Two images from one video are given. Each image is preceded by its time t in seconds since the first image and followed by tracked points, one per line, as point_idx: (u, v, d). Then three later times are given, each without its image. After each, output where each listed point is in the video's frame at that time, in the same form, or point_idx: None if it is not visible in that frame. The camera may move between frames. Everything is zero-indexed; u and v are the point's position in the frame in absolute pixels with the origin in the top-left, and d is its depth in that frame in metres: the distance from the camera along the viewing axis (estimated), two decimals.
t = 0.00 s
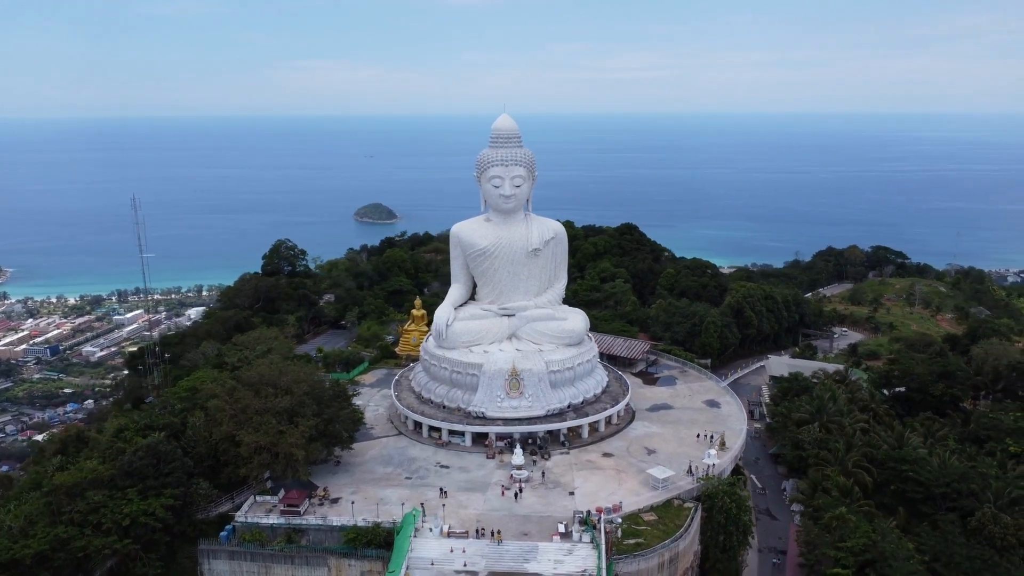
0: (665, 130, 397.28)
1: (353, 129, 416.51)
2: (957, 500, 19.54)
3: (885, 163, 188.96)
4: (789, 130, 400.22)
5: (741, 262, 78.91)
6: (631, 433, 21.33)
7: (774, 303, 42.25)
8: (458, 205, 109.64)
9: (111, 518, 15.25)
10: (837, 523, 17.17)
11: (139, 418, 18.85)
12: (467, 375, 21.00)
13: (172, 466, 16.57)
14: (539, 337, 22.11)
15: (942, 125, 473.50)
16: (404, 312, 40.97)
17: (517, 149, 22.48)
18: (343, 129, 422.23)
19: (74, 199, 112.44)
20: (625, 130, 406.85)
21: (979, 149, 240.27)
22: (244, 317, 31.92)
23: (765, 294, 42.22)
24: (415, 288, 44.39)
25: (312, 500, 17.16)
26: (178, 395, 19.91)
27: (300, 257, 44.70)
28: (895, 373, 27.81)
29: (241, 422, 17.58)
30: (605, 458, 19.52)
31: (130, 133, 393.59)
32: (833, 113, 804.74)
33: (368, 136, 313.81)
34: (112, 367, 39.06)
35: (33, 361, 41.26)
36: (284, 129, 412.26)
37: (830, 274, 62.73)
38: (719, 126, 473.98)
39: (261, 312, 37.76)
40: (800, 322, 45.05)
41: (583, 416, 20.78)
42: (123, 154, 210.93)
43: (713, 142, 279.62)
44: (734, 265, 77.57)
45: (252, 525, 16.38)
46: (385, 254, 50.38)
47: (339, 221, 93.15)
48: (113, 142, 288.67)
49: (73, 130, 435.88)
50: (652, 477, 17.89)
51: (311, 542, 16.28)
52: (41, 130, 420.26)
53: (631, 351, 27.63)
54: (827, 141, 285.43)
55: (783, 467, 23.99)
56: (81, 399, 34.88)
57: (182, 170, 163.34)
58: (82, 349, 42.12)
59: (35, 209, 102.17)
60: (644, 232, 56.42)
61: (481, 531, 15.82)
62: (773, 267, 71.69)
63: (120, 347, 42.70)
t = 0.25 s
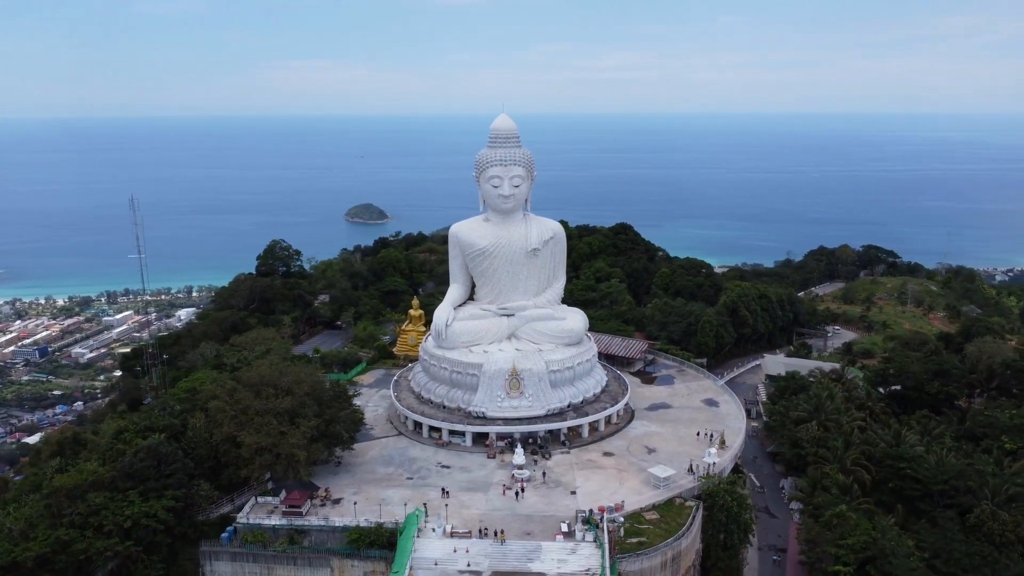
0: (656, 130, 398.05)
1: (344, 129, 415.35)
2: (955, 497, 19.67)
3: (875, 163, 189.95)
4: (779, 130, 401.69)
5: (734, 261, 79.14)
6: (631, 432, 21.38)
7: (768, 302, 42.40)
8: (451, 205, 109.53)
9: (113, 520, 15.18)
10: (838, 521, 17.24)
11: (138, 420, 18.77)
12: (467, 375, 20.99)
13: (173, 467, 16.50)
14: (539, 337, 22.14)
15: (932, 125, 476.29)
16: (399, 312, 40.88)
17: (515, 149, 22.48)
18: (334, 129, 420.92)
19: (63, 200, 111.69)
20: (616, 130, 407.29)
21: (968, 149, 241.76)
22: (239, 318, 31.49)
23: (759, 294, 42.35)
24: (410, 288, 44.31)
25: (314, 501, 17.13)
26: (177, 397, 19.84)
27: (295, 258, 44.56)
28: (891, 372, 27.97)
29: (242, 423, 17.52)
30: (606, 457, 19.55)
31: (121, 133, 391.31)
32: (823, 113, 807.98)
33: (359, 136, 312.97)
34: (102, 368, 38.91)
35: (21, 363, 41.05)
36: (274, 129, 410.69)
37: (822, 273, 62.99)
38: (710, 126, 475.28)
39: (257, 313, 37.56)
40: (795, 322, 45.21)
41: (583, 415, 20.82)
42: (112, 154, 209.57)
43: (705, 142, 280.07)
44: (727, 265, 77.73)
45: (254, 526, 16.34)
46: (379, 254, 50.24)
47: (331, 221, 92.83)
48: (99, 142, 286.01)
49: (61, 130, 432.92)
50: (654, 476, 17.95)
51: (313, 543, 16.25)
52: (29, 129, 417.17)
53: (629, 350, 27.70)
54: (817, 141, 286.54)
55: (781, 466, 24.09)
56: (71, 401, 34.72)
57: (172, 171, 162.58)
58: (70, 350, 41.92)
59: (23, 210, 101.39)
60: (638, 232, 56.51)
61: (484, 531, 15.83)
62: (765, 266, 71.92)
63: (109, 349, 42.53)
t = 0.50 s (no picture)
0: (646, 131, 399.16)
1: (333, 129, 413.36)
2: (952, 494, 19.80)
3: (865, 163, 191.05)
4: (769, 130, 403.16)
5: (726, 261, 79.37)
6: (631, 431, 21.45)
7: (761, 301, 42.55)
8: (442, 205, 109.35)
9: (114, 523, 15.09)
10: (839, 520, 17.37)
11: (137, 421, 18.67)
12: (468, 375, 20.98)
13: (174, 469, 16.43)
14: (538, 337, 22.16)
15: (920, 125, 479.65)
16: (394, 312, 40.78)
17: (514, 149, 22.48)
18: (324, 130, 419.64)
19: (51, 201, 110.79)
20: (606, 130, 407.78)
21: (956, 149, 243.61)
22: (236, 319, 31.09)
23: (753, 293, 42.48)
24: (404, 289, 44.20)
25: (315, 502, 17.08)
26: (177, 399, 19.79)
27: (288, 258, 44.37)
28: (886, 370, 28.14)
29: (243, 423, 17.49)
30: (606, 456, 19.61)
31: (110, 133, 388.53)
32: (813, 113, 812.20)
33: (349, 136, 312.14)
34: (90, 371, 38.66)
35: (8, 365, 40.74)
36: (263, 130, 408.45)
37: (814, 272, 63.26)
38: (700, 126, 476.67)
39: (252, 314, 37.30)
40: (788, 321, 45.37)
41: (583, 415, 20.86)
42: (100, 154, 208.01)
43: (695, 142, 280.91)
44: (718, 264, 77.96)
45: (256, 527, 16.27)
46: (373, 255, 50.11)
47: (322, 221, 92.48)
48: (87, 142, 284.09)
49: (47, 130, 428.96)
50: (655, 475, 18.02)
51: (315, 544, 16.19)
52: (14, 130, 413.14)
53: (626, 350, 27.79)
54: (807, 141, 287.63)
55: (779, 464, 24.23)
56: (58, 403, 34.46)
57: (160, 171, 161.54)
58: (58, 352, 41.64)
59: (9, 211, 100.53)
60: (632, 232, 56.58)
61: (487, 531, 15.83)
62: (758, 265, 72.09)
63: (97, 351, 42.26)
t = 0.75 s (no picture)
0: (637, 131, 399.45)
1: (324, 129, 411.97)
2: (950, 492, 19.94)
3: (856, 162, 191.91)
4: (760, 130, 404.43)
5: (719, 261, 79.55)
6: (630, 431, 21.50)
7: (756, 300, 42.68)
8: (435, 205, 109.19)
9: (116, 525, 15.02)
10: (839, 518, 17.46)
11: (136, 422, 18.59)
12: (468, 375, 20.98)
13: (175, 470, 16.36)
14: (538, 337, 22.19)
15: (909, 125, 482.78)
16: (389, 313, 40.70)
17: (513, 149, 22.48)
18: (315, 130, 418.65)
19: (39, 201, 109.93)
20: (598, 130, 407.75)
21: (944, 149, 245.47)
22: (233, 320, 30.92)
23: (748, 292, 42.60)
24: (399, 289, 44.11)
25: (317, 503, 17.04)
26: (176, 400, 19.73)
27: (283, 259, 44.21)
28: (882, 368, 28.34)
29: (244, 424, 17.44)
30: (607, 456, 19.66)
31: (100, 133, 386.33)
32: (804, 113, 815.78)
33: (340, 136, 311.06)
34: (79, 372, 38.45)
35: None
36: (254, 129, 406.54)
37: (806, 272, 63.51)
38: (691, 126, 477.92)
39: (247, 314, 37.15)
40: (783, 320, 45.53)
41: (583, 415, 20.90)
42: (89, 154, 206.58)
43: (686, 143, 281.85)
44: (711, 264, 78.13)
45: (257, 529, 16.20)
46: (367, 255, 50.01)
47: (315, 222, 92.17)
48: (76, 142, 282.07)
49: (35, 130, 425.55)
50: (657, 474, 18.08)
51: (317, 545, 16.16)
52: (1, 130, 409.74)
53: (624, 349, 27.84)
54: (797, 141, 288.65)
55: (776, 462, 24.35)
56: (47, 405, 34.24)
57: (150, 172, 160.54)
58: (46, 354, 41.35)
59: None
60: (626, 232, 56.65)
61: (490, 531, 15.85)
62: (751, 264, 72.30)
63: (87, 352, 42.04)
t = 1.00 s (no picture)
0: (628, 131, 399.69)
1: (314, 129, 410.15)
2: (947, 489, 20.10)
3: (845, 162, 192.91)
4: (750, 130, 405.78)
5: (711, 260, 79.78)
6: (630, 430, 21.56)
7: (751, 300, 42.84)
8: (427, 206, 109.02)
9: (118, 527, 14.96)
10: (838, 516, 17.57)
11: (136, 424, 18.52)
12: (468, 375, 20.98)
13: (177, 472, 16.31)
14: (537, 337, 22.21)
15: (897, 125, 485.89)
16: (383, 313, 40.61)
17: (511, 149, 22.50)
18: (304, 130, 416.81)
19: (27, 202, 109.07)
20: (589, 130, 408.00)
21: (931, 149, 247.23)
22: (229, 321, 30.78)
23: (742, 292, 42.76)
24: (394, 290, 44.03)
25: (319, 504, 17.00)
26: (175, 402, 19.67)
27: (277, 260, 44.06)
28: (877, 366, 28.58)
29: (245, 425, 17.41)
30: (607, 455, 19.72)
31: (86, 133, 382.87)
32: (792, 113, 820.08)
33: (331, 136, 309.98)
34: (67, 375, 38.21)
35: None
36: (243, 129, 404.50)
37: (797, 271, 63.80)
38: (682, 126, 479.21)
39: (241, 315, 37.01)
40: (776, 319, 45.73)
41: (583, 414, 20.94)
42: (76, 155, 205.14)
43: (675, 142, 282.32)
44: (704, 263, 78.32)
45: (260, 530, 16.15)
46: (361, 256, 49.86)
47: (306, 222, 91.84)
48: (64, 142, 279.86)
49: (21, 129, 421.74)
50: (658, 473, 18.14)
51: (320, 546, 16.13)
52: None
53: (622, 349, 27.91)
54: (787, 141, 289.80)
55: (774, 460, 24.47)
56: (34, 408, 33.96)
57: (139, 172, 159.52)
58: (34, 356, 41.07)
59: None
60: (620, 231, 56.74)
61: (494, 530, 15.87)
62: (743, 264, 72.52)
63: (74, 354, 41.75)
